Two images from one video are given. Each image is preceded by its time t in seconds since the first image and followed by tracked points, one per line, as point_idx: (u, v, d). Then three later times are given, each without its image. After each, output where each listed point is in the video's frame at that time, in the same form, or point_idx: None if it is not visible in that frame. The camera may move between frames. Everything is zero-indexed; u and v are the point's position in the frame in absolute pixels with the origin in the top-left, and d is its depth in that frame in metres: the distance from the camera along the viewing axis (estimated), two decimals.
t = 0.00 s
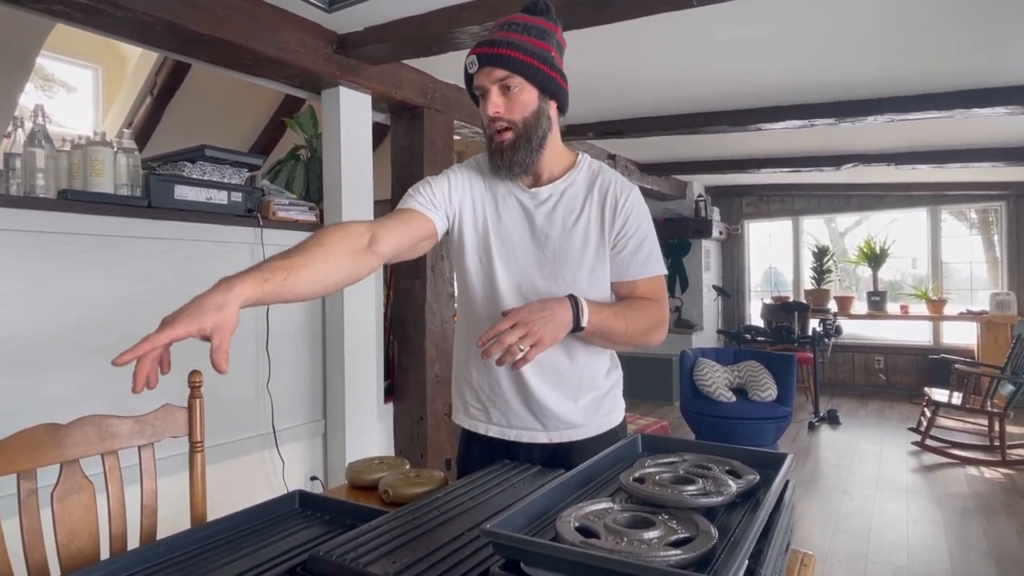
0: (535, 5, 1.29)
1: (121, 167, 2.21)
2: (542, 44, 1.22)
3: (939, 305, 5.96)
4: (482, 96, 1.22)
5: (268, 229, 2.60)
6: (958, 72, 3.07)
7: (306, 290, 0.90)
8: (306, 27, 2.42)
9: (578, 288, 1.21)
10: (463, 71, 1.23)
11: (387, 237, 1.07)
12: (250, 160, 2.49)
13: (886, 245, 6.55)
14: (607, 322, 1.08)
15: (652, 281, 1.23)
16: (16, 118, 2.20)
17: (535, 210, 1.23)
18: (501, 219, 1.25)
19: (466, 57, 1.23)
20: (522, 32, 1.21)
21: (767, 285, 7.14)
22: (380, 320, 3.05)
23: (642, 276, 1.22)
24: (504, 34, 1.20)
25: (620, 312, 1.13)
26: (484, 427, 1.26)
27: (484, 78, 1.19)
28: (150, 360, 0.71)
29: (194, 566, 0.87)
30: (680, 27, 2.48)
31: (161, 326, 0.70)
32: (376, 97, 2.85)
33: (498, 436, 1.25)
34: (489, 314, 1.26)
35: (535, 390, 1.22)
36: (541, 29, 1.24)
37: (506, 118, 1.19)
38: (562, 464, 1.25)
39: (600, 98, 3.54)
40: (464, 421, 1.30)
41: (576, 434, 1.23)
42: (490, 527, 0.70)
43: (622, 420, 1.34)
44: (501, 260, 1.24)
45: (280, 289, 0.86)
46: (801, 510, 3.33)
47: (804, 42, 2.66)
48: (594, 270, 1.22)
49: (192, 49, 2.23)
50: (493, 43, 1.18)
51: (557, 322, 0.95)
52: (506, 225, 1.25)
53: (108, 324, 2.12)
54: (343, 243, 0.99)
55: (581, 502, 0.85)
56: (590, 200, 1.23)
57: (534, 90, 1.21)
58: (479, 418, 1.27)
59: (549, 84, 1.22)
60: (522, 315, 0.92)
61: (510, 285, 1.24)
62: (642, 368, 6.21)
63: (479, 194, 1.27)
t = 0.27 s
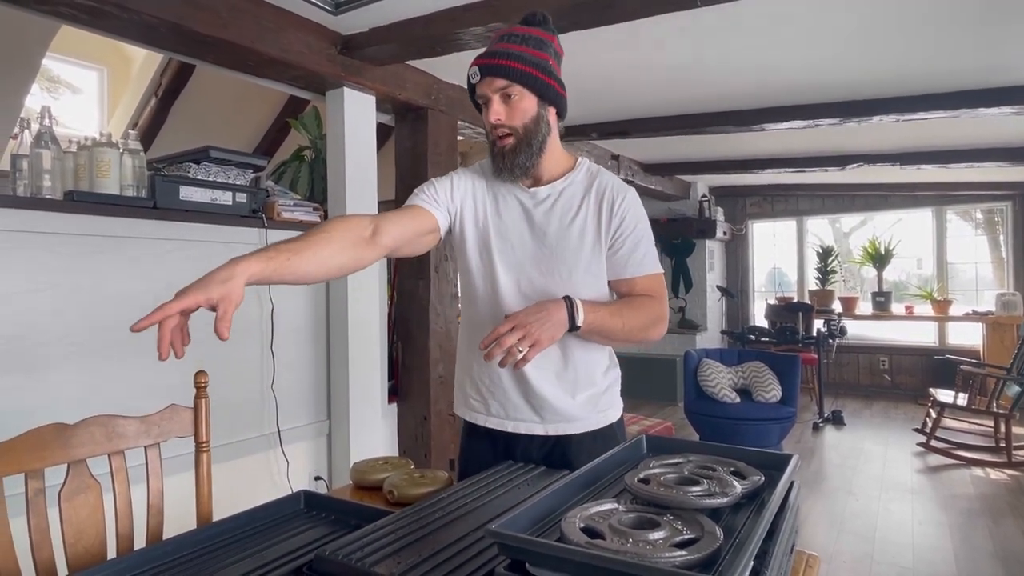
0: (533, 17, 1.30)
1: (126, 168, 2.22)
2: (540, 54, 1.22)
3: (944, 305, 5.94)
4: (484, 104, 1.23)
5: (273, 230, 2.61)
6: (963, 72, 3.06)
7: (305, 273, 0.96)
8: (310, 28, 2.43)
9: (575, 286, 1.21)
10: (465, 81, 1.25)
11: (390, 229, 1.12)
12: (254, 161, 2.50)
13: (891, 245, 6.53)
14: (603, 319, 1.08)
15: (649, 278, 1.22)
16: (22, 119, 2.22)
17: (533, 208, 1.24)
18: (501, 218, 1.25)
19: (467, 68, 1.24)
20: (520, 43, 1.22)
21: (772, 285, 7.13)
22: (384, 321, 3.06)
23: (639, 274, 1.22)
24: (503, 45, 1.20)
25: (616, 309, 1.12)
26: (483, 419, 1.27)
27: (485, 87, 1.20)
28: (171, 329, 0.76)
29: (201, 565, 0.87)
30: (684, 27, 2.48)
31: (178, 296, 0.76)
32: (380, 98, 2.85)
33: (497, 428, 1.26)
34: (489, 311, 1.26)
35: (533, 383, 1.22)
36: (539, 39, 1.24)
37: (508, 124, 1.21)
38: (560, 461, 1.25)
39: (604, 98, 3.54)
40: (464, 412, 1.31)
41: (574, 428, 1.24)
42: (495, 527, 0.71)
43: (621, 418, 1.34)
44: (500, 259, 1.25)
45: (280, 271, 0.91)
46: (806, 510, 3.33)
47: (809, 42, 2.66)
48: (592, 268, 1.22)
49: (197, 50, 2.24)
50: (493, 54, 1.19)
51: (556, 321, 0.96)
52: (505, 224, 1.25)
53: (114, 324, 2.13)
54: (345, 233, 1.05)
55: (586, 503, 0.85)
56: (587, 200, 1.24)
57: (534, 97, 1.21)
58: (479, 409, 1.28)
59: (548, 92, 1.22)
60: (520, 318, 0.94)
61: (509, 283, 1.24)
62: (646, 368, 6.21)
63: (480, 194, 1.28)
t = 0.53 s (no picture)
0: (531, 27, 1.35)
1: (128, 170, 2.22)
2: (549, 59, 1.28)
3: (947, 305, 5.92)
4: (495, 101, 1.26)
5: (274, 231, 2.61)
6: (966, 71, 3.05)
7: (346, 306, 1.02)
8: (311, 29, 2.43)
9: (569, 282, 1.21)
10: (476, 77, 1.27)
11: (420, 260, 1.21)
12: (256, 162, 2.54)
13: (894, 245, 6.51)
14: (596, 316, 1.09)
15: (638, 274, 1.24)
16: (24, 121, 2.22)
17: (527, 208, 1.25)
18: (495, 220, 1.27)
19: (479, 64, 1.27)
20: (534, 47, 1.27)
21: (774, 285, 7.11)
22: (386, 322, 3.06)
23: (629, 271, 1.23)
24: (519, 47, 1.25)
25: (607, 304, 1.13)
26: (479, 416, 1.27)
27: (499, 84, 1.24)
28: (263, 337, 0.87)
29: (201, 567, 0.87)
30: (685, 26, 2.47)
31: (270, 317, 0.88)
32: (381, 98, 2.85)
33: (493, 426, 1.26)
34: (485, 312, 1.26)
35: (529, 377, 1.23)
36: (548, 47, 1.31)
37: (520, 122, 1.24)
38: (557, 458, 1.24)
39: (606, 98, 3.54)
40: (462, 410, 1.31)
41: (568, 423, 1.24)
42: (493, 530, 0.70)
43: (615, 416, 1.33)
44: (495, 259, 1.25)
45: (325, 301, 0.97)
46: (809, 512, 3.31)
47: (810, 41, 2.65)
48: (584, 265, 1.23)
49: (198, 52, 2.24)
50: (512, 53, 1.23)
51: (551, 317, 0.97)
52: (499, 224, 1.26)
53: (116, 325, 2.13)
54: (370, 265, 1.11)
55: (586, 505, 0.84)
56: (579, 199, 1.25)
57: (541, 99, 1.28)
58: (475, 407, 1.28)
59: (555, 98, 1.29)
60: (515, 313, 0.94)
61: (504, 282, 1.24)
62: (648, 369, 6.20)
63: (476, 197, 1.30)
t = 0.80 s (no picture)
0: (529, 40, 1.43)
1: (129, 170, 2.22)
2: (547, 68, 1.36)
3: (950, 304, 5.90)
4: (495, 100, 1.32)
5: (275, 231, 2.61)
6: (968, 69, 3.04)
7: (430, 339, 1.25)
8: (312, 29, 2.43)
9: (561, 278, 1.26)
10: (479, 75, 1.32)
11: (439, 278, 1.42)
12: (257, 162, 2.55)
13: (897, 243, 6.50)
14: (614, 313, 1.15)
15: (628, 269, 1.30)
16: (25, 122, 2.22)
17: (518, 210, 1.30)
18: (487, 221, 1.31)
19: (483, 63, 1.33)
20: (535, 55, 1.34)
21: (777, 285, 7.10)
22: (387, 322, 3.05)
23: (618, 265, 1.29)
24: (522, 51, 1.32)
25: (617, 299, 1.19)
26: (479, 414, 1.31)
27: (501, 82, 1.30)
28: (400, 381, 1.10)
29: (201, 568, 0.87)
30: (687, 26, 2.47)
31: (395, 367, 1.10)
32: (382, 98, 2.85)
33: (490, 423, 1.30)
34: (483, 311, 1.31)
35: (526, 373, 1.27)
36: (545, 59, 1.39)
37: (518, 121, 1.29)
38: (553, 454, 1.27)
39: (607, 98, 3.53)
40: (461, 410, 1.34)
41: (564, 417, 1.27)
42: (493, 531, 0.70)
43: (609, 413, 1.35)
44: (489, 259, 1.29)
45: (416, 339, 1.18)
46: (812, 512, 3.30)
47: (812, 40, 2.64)
48: (575, 260, 1.27)
49: (199, 53, 2.24)
50: (516, 55, 1.30)
51: (574, 318, 0.99)
52: (491, 226, 1.30)
53: (117, 326, 2.13)
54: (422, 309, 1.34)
55: (586, 506, 0.84)
56: (568, 197, 1.30)
57: (539, 101, 1.34)
58: (475, 405, 1.32)
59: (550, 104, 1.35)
60: (543, 313, 0.96)
61: (499, 280, 1.28)
62: (650, 368, 6.19)
63: (469, 202, 1.35)
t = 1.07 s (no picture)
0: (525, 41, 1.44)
1: (132, 171, 2.23)
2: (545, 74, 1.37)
3: (954, 303, 5.89)
4: (496, 105, 1.32)
5: (278, 231, 2.61)
6: (971, 67, 3.03)
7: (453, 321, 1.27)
8: (315, 29, 2.43)
9: (550, 278, 1.28)
10: (480, 79, 1.32)
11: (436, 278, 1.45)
12: (260, 162, 2.55)
13: (900, 242, 6.49)
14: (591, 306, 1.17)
15: (621, 266, 1.28)
16: (29, 122, 2.22)
17: (510, 211, 1.32)
18: (481, 223, 1.34)
19: (483, 67, 1.32)
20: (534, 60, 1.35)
21: (780, 284, 7.09)
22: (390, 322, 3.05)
23: (610, 263, 1.28)
24: (522, 57, 1.32)
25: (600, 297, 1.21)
26: (478, 411, 1.35)
27: (502, 88, 1.30)
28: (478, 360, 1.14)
29: (206, 567, 0.87)
30: (689, 24, 2.47)
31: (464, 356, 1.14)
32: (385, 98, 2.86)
33: (489, 418, 1.34)
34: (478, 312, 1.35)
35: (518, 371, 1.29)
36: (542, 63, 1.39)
37: (520, 127, 1.30)
38: (551, 452, 1.30)
39: (610, 97, 3.53)
40: (464, 406, 1.40)
41: (558, 412, 1.30)
42: (497, 531, 0.70)
43: (607, 410, 1.37)
44: (482, 259, 1.33)
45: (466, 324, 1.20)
46: (815, 511, 3.30)
47: (815, 38, 2.64)
48: (565, 259, 1.28)
49: (202, 53, 2.25)
50: (518, 61, 1.30)
51: (549, 315, 1.07)
52: (485, 228, 1.34)
53: (121, 326, 2.13)
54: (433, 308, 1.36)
55: (590, 506, 0.84)
56: (558, 197, 1.30)
57: (537, 108, 1.35)
58: (474, 403, 1.37)
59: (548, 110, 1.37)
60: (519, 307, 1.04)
61: (492, 280, 1.32)
62: (653, 367, 6.19)
63: (465, 206, 1.39)
